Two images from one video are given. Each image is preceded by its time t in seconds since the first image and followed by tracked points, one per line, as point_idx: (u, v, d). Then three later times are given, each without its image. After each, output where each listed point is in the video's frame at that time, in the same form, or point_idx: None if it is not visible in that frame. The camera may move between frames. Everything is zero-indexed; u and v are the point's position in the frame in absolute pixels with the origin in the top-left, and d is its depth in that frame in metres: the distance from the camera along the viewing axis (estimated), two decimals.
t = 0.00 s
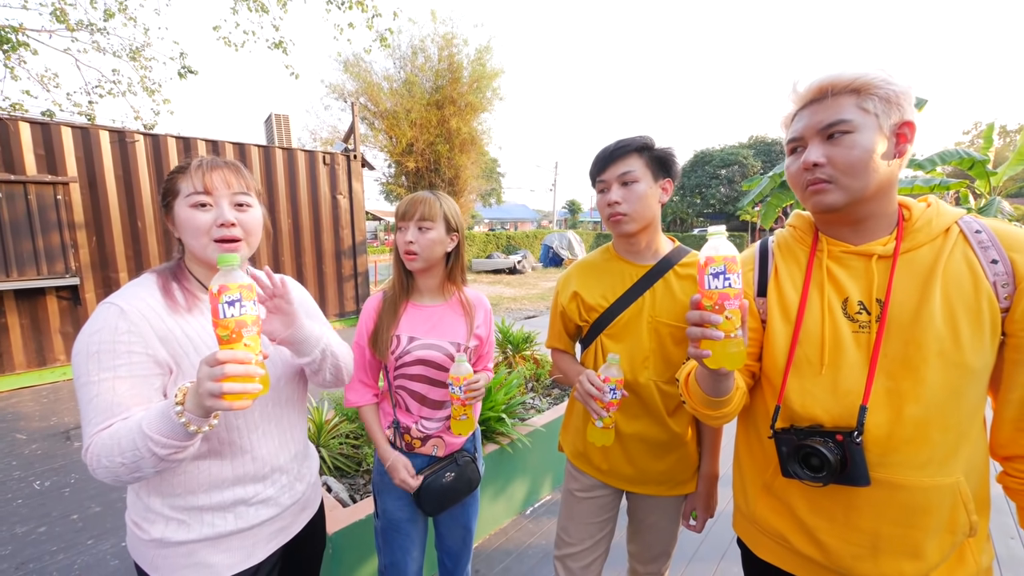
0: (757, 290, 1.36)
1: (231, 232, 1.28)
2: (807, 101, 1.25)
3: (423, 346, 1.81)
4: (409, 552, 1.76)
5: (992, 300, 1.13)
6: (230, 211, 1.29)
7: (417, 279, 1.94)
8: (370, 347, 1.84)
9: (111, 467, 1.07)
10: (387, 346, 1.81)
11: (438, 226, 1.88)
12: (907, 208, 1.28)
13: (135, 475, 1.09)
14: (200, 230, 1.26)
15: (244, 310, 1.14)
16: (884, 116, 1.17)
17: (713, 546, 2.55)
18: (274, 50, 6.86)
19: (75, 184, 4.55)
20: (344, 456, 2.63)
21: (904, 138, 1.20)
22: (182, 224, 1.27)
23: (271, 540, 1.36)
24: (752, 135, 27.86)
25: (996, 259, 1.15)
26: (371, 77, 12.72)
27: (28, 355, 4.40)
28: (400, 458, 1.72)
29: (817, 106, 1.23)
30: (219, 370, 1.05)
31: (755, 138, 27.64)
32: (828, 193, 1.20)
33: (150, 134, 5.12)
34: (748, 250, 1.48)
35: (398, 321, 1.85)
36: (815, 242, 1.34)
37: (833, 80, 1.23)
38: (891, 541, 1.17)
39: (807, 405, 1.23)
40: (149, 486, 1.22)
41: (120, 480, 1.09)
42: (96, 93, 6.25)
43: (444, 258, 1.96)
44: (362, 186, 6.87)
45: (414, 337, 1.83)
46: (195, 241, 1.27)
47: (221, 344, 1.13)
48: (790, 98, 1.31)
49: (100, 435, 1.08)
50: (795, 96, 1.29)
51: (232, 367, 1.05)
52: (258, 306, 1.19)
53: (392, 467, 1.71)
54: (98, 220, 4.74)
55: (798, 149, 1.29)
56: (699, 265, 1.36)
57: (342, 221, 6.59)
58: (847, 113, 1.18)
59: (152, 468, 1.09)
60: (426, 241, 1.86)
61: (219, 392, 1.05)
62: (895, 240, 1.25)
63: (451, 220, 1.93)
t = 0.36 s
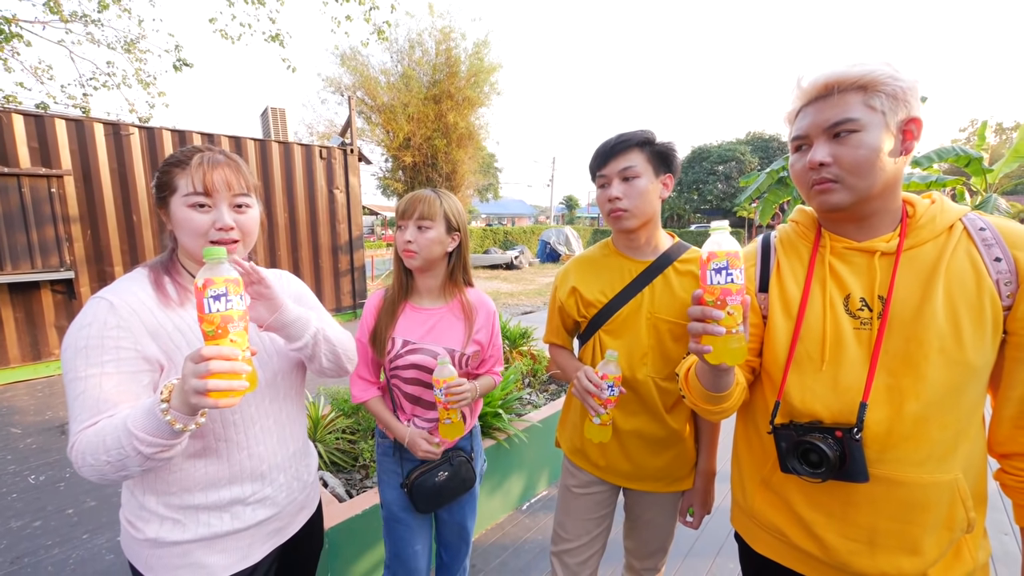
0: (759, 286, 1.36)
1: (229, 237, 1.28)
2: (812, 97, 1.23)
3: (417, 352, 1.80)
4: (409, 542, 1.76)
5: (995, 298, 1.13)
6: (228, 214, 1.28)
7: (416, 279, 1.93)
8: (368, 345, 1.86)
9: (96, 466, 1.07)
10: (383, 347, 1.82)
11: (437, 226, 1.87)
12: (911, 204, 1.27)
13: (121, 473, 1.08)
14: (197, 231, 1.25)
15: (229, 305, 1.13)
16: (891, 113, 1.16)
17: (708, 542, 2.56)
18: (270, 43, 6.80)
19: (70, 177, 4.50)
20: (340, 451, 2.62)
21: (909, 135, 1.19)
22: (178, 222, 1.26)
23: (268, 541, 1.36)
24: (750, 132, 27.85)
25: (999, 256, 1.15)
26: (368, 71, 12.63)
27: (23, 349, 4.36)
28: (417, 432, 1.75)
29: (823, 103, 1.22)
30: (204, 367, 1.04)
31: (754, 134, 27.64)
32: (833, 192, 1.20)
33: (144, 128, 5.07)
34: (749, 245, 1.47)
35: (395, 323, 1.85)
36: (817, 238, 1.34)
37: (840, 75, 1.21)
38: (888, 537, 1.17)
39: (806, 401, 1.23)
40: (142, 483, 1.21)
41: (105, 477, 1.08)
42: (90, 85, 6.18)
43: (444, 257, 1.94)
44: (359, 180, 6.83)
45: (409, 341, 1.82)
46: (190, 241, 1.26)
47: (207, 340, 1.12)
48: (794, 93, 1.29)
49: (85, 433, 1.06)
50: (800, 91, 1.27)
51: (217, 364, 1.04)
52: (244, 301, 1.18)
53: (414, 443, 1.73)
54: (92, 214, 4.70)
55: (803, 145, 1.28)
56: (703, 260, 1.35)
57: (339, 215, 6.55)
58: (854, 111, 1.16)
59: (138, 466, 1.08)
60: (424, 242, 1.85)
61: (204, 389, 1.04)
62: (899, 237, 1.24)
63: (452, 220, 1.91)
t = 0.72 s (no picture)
0: (767, 283, 1.33)
1: (265, 221, 1.34)
2: (833, 91, 1.18)
3: (407, 347, 1.80)
4: (399, 539, 1.76)
5: (1014, 296, 1.10)
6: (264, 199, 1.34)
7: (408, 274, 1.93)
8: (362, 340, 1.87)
9: (106, 470, 1.06)
10: (375, 342, 1.83)
11: (426, 220, 1.85)
12: (926, 199, 1.24)
13: (132, 476, 1.07)
14: (239, 215, 1.28)
15: (240, 300, 1.12)
16: (914, 114, 1.11)
17: (711, 543, 2.54)
18: (276, 40, 6.81)
19: (79, 175, 4.52)
20: (342, 447, 2.62)
21: (930, 135, 1.16)
22: (215, 206, 1.25)
23: (275, 538, 1.36)
24: (756, 129, 27.65)
25: (1020, 253, 1.12)
26: (372, 68, 12.62)
27: (34, 344, 4.40)
28: (405, 423, 1.74)
29: (843, 99, 1.17)
30: (217, 363, 1.03)
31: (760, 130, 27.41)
32: (844, 196, 1.18)
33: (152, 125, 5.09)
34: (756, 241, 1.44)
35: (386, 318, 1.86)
36: (827, 233, 1.31)
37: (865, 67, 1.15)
38: (900, 540, 1.15)
39: (815, 401, 1.21)
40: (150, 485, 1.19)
41: (117, 482, 1.07)
42: (99, 83, 6.22)
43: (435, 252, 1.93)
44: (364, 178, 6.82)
45: (399, 336, 1.82)
46: (231, 225, 1.27)
47: (218, 336, 1.10)
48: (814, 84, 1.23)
49: (92, 439, 1.06)
50: (821, 83, 1.21)
51: (230, 360, 1.03)
52: (254, 295, 1.16)
53: (402, 433, 1.72)
54: (101, 211, 4.72)
55: (818, 142, 1.24)
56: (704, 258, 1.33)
57: (343, 212, 6.55)
58: (875, 111, 1.12)
59: (150, 469, 1.07)
60: (413, 236, 1.83)
61: (217, 386, 1.03)
62: (913, 233, 1.21)
63: (441, 213, 1.88)
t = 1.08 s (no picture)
0: (777, 282, 1.29)
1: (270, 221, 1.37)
2: (851, 72, 1.12)
3: (400, 346, 1.79)
4: (388, 548, 1.74)
5: None
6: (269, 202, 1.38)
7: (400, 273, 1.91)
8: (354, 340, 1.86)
9: (113, 482, 1.05)
10: (367, 341, 1.82)
11: (418, 218, 1.84)
12: (949, 191, 1.18)
13: (140, 488, 1.07)
14: (247, 214, 1.29)
15: (253, 318, 1.11)
16: (938, 96, 1.06)
17: (721, 551, 2.49)
18: (289, 44, 6.89)
19: (101, 178, 4.62)
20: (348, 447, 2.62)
21: (955, 121, 1.10)
22: (225, 203, 1.26)
23: (278, 537, 1.36)
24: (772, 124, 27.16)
25: None
26: (385, 69, 12.70)
27: (56, 343, 4.52)
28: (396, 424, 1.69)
29: (862, 80, 1.11)
30: (231, 383, 1.02)
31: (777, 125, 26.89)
32: (860, 184, 1.12)
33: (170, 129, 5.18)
34: (767, 237, 1.40)
35: (378, 316, 1.85)
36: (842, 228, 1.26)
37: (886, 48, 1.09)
38: (924, 555, 1.10)
39: (831, 406, 1.16)
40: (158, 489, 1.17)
41: (123, 493, 1.06)
42: (121, 89, 6.38)
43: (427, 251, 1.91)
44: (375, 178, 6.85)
45: (392, 336, 1.81)
46: (238, 223, 1.28)
47: (231, 354, 1.10)
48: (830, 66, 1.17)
49: (100, 450, 1.06)
50: (838, 64, 1.16)
51: (244, 380, 1.03)
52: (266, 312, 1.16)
53: (392, 436, 1.68)
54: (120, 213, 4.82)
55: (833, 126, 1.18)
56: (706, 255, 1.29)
57: (355, 213, 6.59)
58: (896, 93, 1.07)
59: (158, 482, 1.07)
60: (405, 233, 1.82)
61: (231, 406, 1.03)
62: (936, 228, 1.15)
63: (433, 211, 1.87)
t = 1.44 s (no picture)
0: (819, 295, 1.18)
1: (269, 211, 1.34)
2: (942, 65, 0.91)
3: (442, 350, 1.78)
4: (430, 550, 1.73)
5: None
6: (267, 192, 1.35)
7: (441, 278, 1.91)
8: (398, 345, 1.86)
9: (120, 470, 1.08)
10: (410, 346, 1.82)
11: (456, 221, 1.83)
12: None
13: (145, 477, 1.09)
14: (240, 207, 1.28)
15: (249, 320, 1.12)
16: None
17: None
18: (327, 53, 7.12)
19: (152, 184, 4.86)
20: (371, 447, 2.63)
21: None
22: (216, 203, 1.26)
23: (286, 534, 1.35)
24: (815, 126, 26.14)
25: None
26: (419, 76, 12.95)
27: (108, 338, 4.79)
28: (440, 425, 1.71)
29: (956, 75, 0.91)
30: (222, 384, 1.04)
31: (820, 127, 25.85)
32: (949, 200, 0.95)
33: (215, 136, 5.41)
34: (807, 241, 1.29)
35: (421, 321, 1.84)
36: (897, 236, 1.14)
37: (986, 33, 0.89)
38: None
39: (878, 435, 1.07)
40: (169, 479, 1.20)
41: (128, 482, 1.09)
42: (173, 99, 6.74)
43: (466, 255, 1.90)
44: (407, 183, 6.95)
45: (433, 339, 1.80)
46: (234, 217, 1.28)
47: (225, 355, 1.11)
48: (908, 53, 0.96)
49: (110, 438, 1.09)
50: (923, 52, 0.94)
51: (235, 382, 1.04)
52: (264, 315, 1.16)
53: (436, 436, 1.69)
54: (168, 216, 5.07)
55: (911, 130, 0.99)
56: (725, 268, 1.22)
57: (386, 217, 6.70)
58: (1000, 92, 0.88)
59: (160, 472, 1.09)
60: (444, 237, 1.82)
61: (221, 407, 1.03)
62: (1010, 238, 1.03)
63: (471, 215, 1.86)
